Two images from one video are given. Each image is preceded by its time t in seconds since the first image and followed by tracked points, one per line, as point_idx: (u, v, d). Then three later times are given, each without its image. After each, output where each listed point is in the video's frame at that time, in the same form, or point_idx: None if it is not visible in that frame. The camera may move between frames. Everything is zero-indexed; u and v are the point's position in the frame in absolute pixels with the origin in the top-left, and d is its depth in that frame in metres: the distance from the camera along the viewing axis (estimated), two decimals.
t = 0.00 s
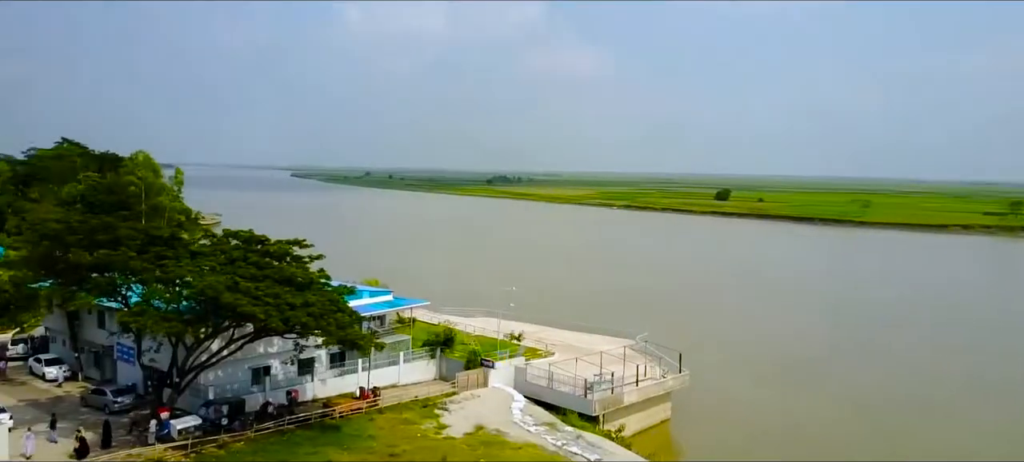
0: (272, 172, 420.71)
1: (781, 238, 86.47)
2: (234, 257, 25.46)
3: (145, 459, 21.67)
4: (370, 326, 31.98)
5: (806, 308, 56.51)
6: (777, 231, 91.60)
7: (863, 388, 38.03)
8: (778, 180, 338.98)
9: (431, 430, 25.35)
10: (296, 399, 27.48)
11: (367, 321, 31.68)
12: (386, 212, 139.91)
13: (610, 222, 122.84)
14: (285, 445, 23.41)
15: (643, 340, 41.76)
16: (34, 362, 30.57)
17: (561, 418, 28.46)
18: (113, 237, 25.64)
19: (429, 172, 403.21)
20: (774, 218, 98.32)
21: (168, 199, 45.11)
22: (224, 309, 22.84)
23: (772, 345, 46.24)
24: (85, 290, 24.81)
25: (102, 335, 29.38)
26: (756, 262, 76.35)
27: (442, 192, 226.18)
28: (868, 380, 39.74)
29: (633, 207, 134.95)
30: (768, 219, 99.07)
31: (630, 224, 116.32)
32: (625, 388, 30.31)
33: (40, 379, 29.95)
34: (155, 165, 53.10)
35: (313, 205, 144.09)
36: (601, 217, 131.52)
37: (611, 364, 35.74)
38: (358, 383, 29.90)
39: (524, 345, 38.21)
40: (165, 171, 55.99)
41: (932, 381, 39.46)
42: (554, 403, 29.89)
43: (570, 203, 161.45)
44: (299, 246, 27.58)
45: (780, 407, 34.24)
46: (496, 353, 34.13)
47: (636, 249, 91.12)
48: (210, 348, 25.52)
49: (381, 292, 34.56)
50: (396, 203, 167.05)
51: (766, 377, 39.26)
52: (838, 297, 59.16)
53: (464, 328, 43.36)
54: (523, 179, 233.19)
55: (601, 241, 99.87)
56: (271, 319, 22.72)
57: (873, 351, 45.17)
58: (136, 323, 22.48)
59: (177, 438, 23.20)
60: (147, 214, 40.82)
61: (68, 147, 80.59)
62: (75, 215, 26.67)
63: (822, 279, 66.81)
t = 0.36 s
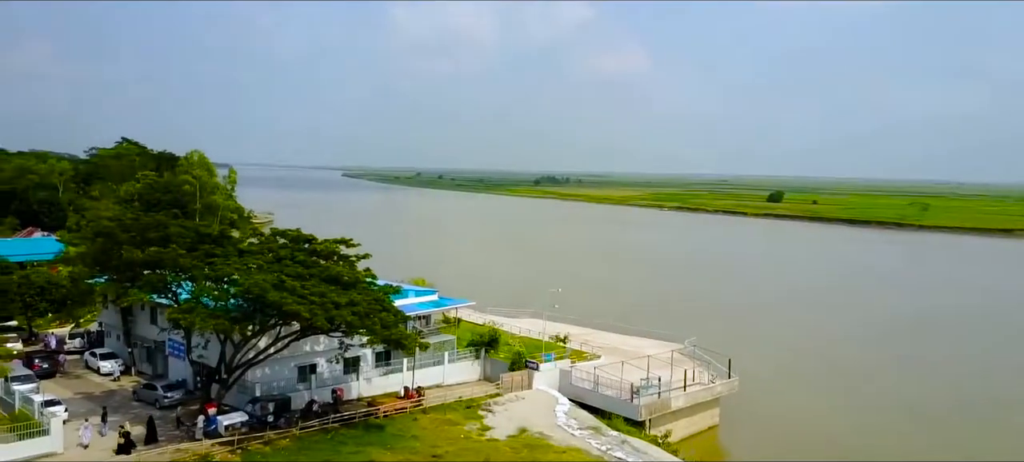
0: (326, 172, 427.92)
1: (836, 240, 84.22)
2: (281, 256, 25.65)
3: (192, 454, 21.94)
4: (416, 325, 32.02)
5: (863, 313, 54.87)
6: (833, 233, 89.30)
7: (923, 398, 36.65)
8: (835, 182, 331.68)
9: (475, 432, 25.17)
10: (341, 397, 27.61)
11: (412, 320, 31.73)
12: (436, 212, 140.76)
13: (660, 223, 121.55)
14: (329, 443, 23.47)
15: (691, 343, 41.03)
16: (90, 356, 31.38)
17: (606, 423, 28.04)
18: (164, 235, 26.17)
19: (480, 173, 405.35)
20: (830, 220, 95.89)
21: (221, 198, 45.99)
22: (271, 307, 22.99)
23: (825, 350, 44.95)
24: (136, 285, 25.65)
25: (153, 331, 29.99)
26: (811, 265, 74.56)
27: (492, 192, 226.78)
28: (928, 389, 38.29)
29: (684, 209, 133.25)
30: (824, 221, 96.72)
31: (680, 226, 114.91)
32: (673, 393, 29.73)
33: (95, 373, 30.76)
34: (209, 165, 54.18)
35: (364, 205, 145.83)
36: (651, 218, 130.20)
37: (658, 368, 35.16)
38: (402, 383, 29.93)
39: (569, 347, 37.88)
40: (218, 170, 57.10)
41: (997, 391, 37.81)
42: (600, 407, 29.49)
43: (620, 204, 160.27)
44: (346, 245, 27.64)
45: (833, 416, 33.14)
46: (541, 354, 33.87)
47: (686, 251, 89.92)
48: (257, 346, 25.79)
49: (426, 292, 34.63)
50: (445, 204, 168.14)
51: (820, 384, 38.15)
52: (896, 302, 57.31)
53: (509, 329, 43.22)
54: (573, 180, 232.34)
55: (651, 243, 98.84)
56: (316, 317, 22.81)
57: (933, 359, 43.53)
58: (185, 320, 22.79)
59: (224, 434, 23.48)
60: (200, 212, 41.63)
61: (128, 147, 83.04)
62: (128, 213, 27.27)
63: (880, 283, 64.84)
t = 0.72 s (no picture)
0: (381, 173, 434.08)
1: (896, 243, 81.85)
2: (333, 257, 25.92)
3: (245, 451, 22.28)
4: (464, 327, 32.11)
5: (924, 320, 53.18)
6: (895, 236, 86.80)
7: (987, 412, 35.30)
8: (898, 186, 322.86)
9: (523, 435, 25.05)
10: (390, 397, 27.80)
11: (461, 321, 31.81)
12: (487, 214, 141.18)
13: (713, 226, 119.99)
14: (378, 443, 23.61)
15: (744, 349, 40.30)
16: (149, 352, 32.24)
17: (656, 428, 27.66)
18: (220, 235, 26.67)
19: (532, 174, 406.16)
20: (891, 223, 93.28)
21: (277, 198, 46.82)
22: (322, 307, 23.23)
23: (884, 358, 43.63)
24: (193, 283, 26.30)
25: (209, 329, 30.60)
26: (870, 270, 72.68)
27: (544, 193, 226.89)
28: (993, 403, 36.89)
29: (738, 211, 131.21)
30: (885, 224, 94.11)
31: (735, 228, 113.17)
32: (725, 399, 29.16)
33: (154, 369, 31.57)
34: (266, 165, 55.12)
35: (416, 207, 147.13)
36: (705, 221, 128.61)
37: (709, 374, 34.59)
38: (451, 383, 30.00)
39: (619, 350, 37.55)
40: (274, 170, 58.08)
41: None
42: (649, 412, 29.12)
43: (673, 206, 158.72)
44: (397, 245, 27.78)
45: (892, 426, 32.13)
46: (590, 357, 33.65)
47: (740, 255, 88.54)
48: (308, 344, 26.12)
49: (475, 293, 34.67)
50: (497, 205, 168.89)
51: (879, 393, 37.01)
52: (961, 308, 55.37)
53: (559, 331, 43.08)
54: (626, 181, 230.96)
55: (704, 246, 97.56)
56: (367, 318, 23.00)
57: (999, 372, 41.95)
58: (238, 318, 23.16)
59: (276, 431, 23.81)
60: (256, 213, 42.38)
61: (188, 148, 85.28)
62: (187, 214, 27.95)
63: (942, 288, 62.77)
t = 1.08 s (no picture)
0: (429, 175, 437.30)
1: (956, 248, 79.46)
2: (381, 257, 26.13)
3: (293, 449, 22.57)
4: (509, 328, 32.06)
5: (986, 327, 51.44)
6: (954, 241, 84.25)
7: None
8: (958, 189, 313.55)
9: (568, 438, 24.92)
10: (436, 398, 27.91)
11: (507, 323, 31.81)
12: (533, 216, 141.27)
13: (764, 230, 118.00)
14: (423, 443, 23.71)
15: (795, 355, 39.51)
16: (201, 349, 32.91)
17: (703, 434, 27.26)
18: (270, 235, 27.10)
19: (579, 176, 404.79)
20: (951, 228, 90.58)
21: (327, 200, 47.42)
22: (370, 308, 23.42)
23: (941, 365, 42.34)
24: (243, 283, 26.72)
25: (260, 327, 31.14)
26: (928, 275, 70.64)
27: (591, 195, 225.95)
28: None
29: (790, 215, 128.91)
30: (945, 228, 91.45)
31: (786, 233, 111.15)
32: (775, 405, 28.60)
33: (206, 366, 32.25)
34: (316, 167, 55.88)
35: (462, 209, 147.93)
36: (755, 225, 126.71)
37: (759, 380, 33.99)
38: (496, 385, 30.01)
39: (666, 355, 37.17)
40: (324, 173, 58.88)
41: None
42: (697, 417, 28.71)
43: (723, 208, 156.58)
44: (444, 247, 27.88)
45: (949, 436, 31.16)
46: (637, 361, 33.34)
47: (791, 259, 86.94)
48: (356, 344, 26.38)
49: (521, 295, 34.61)
50: (544, 207, 168.67)
51: (937, 403, 35.92)
52: None
53: (605, 334, 42.83)
54: (675, 184, 228.67)
55: (755, 249, 96.07)
56: (413, 318, 23.14)
57: None
58: (287, 318, 23.48)
59: (323, 430, 24.06)
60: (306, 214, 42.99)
61: (241, 151, 87.12)
62: (238, 215, 28.47)
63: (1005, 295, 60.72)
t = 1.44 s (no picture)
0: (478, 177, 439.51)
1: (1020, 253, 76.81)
2: (429, 258, 26.27)
3: (342, 447, 22.81)
4: (557, 331, 31.94)
5: None
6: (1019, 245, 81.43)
7: None
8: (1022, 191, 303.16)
9: (615, 441, 24.73)
10: (483, 399, 27.99)
11: (554, 325, 31.72)
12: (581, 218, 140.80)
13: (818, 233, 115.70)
14: (471, 444, 23.77)
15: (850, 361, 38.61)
16: (254, 348, 33.54)
17: (754, 440, 26.79)
18: (322, 236, 27.48)
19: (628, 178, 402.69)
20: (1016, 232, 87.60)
21: (377, 201, 47.90)
22: (418, 308, 23.57)
23: (1004, 375, 40.96)
24: (294, 282, 27.12)
25: (310, 326, 31.60)
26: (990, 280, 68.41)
27: (640, 197, 224.36)
28: None
29: (845, 217, 126.15)
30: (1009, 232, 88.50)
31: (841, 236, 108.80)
32: (829, 412, 27.98)
33: (258, 364, 32.85)
34: (366, 169, 56.48)
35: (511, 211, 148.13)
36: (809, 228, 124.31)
37: (812, 386, 33.29)
38: (543, 387, 29.95)
39: (716, 359, 36.66)
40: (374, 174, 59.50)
41: None
42: (747, 423, 28.21)
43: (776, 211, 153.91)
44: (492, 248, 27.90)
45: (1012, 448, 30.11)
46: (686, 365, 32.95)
47: (845, 263, 85.07)
48: (405, 344, 26.58)
49: (569, 297, 34.45)
50: (592, 209, 167.96)
51: (999, 413, 34.77)
52: None
53: (653, 338, 42.46)
54: (725, 185, 225.73)
55: (808, 253, 94.26)
56: (461, 319, 23.22)
57: None
58: (338, 317, 23.78)
59: (372, 429, 24.30)
60: (356, 215, 43.49)
61: (294, 153, 88.68)
62: (291, 216, 28.92)
63: None
